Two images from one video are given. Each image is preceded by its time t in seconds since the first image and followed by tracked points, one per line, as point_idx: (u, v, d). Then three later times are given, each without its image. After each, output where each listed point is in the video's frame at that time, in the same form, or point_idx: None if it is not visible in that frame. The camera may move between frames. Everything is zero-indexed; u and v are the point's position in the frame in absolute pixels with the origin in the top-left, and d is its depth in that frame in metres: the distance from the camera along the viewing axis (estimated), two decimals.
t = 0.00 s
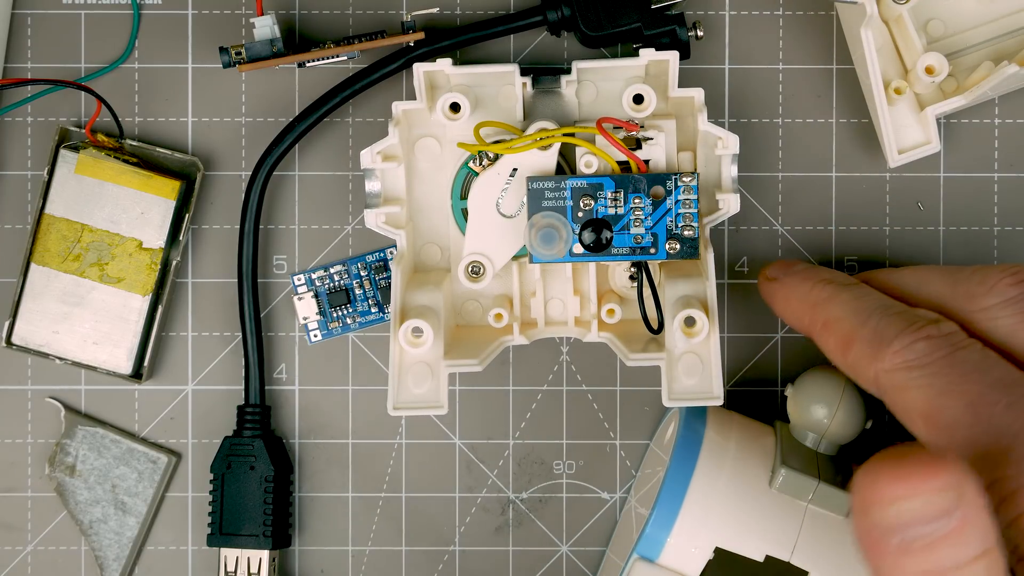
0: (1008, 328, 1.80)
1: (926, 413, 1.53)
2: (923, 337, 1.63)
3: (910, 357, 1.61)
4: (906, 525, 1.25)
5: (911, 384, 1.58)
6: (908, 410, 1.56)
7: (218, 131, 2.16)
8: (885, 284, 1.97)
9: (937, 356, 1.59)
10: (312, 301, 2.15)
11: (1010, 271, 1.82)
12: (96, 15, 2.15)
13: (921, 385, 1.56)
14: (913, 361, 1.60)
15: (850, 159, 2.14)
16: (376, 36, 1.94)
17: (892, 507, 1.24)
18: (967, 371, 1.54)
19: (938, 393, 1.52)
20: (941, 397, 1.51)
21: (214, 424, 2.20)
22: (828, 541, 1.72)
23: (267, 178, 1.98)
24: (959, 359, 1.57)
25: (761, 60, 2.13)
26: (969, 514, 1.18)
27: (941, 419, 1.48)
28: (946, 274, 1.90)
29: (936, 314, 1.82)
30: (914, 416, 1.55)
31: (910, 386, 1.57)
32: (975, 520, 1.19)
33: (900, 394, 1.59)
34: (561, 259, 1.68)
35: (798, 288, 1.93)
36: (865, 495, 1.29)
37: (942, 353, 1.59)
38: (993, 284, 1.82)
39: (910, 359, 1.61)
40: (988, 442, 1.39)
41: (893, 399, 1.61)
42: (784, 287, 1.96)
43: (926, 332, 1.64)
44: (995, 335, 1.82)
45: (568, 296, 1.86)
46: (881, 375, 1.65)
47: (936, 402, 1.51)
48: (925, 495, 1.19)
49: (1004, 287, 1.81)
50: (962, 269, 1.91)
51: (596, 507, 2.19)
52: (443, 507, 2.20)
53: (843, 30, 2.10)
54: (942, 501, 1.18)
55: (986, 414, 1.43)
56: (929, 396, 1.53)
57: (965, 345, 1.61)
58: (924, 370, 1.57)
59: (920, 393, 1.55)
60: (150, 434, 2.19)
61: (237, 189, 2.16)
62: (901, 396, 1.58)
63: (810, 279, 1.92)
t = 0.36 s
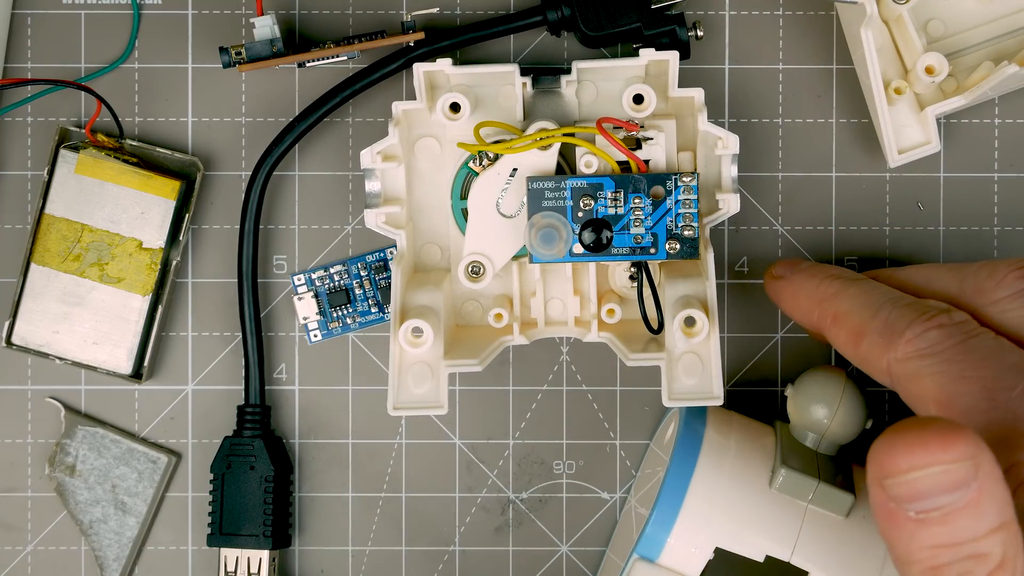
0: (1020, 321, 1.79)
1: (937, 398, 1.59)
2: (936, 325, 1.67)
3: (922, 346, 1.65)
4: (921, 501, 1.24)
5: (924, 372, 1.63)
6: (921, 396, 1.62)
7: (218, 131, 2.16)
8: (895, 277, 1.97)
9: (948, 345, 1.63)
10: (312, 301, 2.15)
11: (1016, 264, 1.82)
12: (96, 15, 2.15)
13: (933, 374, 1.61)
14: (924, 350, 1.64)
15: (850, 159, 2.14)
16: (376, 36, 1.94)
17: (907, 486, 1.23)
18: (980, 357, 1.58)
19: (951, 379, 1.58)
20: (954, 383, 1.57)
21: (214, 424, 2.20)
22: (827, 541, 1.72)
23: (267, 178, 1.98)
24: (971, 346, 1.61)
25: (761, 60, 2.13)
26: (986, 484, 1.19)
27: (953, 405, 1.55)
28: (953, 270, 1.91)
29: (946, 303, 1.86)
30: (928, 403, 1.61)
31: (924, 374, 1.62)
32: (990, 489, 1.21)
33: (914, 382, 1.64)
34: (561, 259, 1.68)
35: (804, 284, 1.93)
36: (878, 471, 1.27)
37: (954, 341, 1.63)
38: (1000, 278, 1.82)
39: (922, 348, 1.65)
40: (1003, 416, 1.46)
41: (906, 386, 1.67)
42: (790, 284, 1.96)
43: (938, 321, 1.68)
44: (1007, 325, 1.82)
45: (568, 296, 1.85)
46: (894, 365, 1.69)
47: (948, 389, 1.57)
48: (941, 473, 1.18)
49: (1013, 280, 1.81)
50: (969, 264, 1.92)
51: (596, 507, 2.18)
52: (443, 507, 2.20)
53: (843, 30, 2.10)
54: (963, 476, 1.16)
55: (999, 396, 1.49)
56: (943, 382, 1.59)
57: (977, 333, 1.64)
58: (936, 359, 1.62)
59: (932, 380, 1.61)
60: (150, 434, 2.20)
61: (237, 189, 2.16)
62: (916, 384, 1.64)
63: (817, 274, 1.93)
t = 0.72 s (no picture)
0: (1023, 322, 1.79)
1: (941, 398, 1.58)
2: (936, 326, 1.66)
3: (924, 347, 1.64)
4: (918, 471, 1.28)
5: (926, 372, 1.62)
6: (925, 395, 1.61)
7: (218, 131, 2.16)
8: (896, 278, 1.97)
9: (949, 345, 1.62)
10: (312, 301, 2.15)
11: (1017, 265, 1.83)
12: (96, 15, 2.15)
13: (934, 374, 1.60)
14: (926, 351, 1.63)
15: (850, 159, 2.14)
16: (376, 36, 1.94)
17: (903, 455, 1.28)
18: (981, 356, 1.58)
19: (954, 378, 1.57)
20: (957, 382, 1.56)
21: (214, 424, 2.20)
22: (828, 541, 1.73)
23: (267, 178, 1.98)
24: (972, 346, 1.60)
25: (761, 60, 2.13)
26: (983, 455, 1.23)
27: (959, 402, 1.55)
28: (953, 270, 1.92)
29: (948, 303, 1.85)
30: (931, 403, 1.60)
31: (925, 375, 1.61)
32: (988, 461, 1.24)
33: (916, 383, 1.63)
34: (561, 259, 1.68)
35: (805, 288, 1.93)
36: (875, 440, 1.32)
37: (954, 342, 1.62)
38: (1002, 280, 1.83)
39: (923, 349, 1.64)
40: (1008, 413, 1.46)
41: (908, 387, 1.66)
42: (791, 288, 1.96)
43: (938, 322, 1.67)
44: (1009, 324, 1.81)
45: (568, 296, 1.85)
46: (897, 366, 1.69)
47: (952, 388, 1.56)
48: (935, 440, 1.23)
49: (1014, 281, 1.81)
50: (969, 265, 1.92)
51: (596, 507, 2.18)
52: (443, 507, 2.19)
53: (843, 30, 2.10)
54: (958, 445, 1.21)
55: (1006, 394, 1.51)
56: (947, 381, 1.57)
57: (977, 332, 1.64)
58: (937, 359, 1.61)
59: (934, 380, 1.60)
60: (150, 434, 2.19)
61: (237, 189, 2.16)
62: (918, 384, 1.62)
63: (817, 277, 1.93)
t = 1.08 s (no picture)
0: None
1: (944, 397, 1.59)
2: (939, 324, 1.67)
3: (926, 345, 1.65)
4: (907, 482, 1.29)
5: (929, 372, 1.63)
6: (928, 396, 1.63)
7: (218, 131, 2.16)
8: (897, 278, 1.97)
9: (952, 343, 1.63)
10: (312, 301, 2.15)
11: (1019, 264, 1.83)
12: (96, 15, 2.15)
13: (938, 373, 1.61)
14: (930, 350, 1.64)
15: (850, 159, 2.14)
16: (376, 36, 1.94)
17: (893, 467, 1.28)
18: (983, 355, 1.59)
19: (958, 377, 1.58)
20: (961, 380, 1.58)
21: (214, 424, 2.20)
22: (827, 541, 1.73)
23: (267, 178, 1.98)
24: (975, 344, 1.61)
25: (761, 60, 2.13)
26: (971, 463, 1.24)
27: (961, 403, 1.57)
28: (958, 271, 1.91)
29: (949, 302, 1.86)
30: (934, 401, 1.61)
31: (929, 374, 1.63)
32: (977, 468, 1.25)
33: (919, 382, 1.64)
34: (561, 259, 1.68)
35: (806, 287, 1.92)
36: (864, 452, 1.32)
37: (957, 340, 1.63)
38: (1004, 279, 1.83)
39: (927, 347, 1.65)
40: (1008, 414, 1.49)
41: (911, 386, 1.67)
42: (792, 288, 1.95)
43: (941, 320, 1.68)
44: (1010, 323, 1.82)
45: (568, 296, 1.85)
46: (900, 365, 1.69)
47: (956, 386, 1.58)
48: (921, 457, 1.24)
49: (1016, 280, 1.82)
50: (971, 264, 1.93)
51: (596, 507, 2.19)
52: (443, 506, 2.20)
53: (843, 30, 2.10)
54: (947, 454, 1.22)
55: (1008, 393, 1.52)
56: (950, 381, 1.59)
57: (981, 331, 1.65)
58: (941, 358, 1.62)
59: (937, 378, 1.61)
60: (150, 433, 2.20)
61: (237, 189, 2.16)
62: (921, 383, 1.64)
63: (818, 276, 1.92)
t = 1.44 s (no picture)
0: None
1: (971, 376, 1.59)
2: (950, 308, 1.66)
3: (942, 329, 1.64)
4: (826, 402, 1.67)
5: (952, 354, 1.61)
6: (952, 379, 1.62)
7: (218, 131, 2.16)
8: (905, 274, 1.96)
9: (967, 324, 1.62)
10: (312, 301, 2.15)
11: None
12: (96, 15, 2.15)
13: (961, 354, 1.60)
14: (948, 332, 1.62)
15: (850, 159, 2.14)
16: (376, 36, 1.94)
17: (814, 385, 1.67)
18: (1001, 330, 1.58)
19: (981, 355, 1.57)
20: (986, 358, 1.57)
21: (214, 424, 2.20)
22: (829, 541, 1.73)
23: (267, 178, 1.98)
24: (989, 323, 1.60)
25: (761, 60, 2.13)
26: (871, 387, 1.66)
27: (987, 379, 1.57)
28: (965, 254, 1.92)
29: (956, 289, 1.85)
30: (961, 383, 1.61)
31: (952, 356, 1.61)
32: (876, 397, 1.65)
33: (942, 366, 1.62)
34: (561, 259, 1.68)
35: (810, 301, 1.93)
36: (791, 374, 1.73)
37: (971, 321, 1.62)
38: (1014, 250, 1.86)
39: (944, 330, 1.63)
40: None
41: (934, 372, 1.64)
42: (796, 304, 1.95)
43: (951, 304, 1.67)
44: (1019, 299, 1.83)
45: (567, 296, 1.85)
46: (918, 354, 1.66)
47: (981, 365, 1.57)
48: (820, 384, 1.67)
49: None
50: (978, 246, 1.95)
51: (596, 507, 2.18)
52: (442, 506, 2.19)
53: (843, 30, 2.10)
54: (847, 374, 1.67)
55: None
56: (974, 360, 1.58)
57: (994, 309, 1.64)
58: (959, 339, 1.61)
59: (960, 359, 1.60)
60: (150, 433, 2.20)
61: (237, 189, 2.16)
62: (944, 368, 1.62)
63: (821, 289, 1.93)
